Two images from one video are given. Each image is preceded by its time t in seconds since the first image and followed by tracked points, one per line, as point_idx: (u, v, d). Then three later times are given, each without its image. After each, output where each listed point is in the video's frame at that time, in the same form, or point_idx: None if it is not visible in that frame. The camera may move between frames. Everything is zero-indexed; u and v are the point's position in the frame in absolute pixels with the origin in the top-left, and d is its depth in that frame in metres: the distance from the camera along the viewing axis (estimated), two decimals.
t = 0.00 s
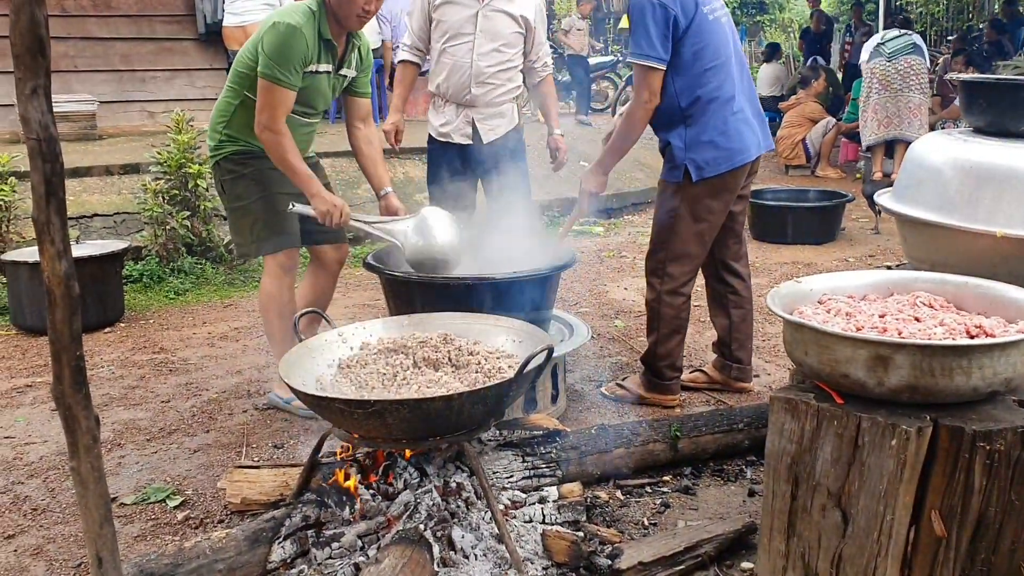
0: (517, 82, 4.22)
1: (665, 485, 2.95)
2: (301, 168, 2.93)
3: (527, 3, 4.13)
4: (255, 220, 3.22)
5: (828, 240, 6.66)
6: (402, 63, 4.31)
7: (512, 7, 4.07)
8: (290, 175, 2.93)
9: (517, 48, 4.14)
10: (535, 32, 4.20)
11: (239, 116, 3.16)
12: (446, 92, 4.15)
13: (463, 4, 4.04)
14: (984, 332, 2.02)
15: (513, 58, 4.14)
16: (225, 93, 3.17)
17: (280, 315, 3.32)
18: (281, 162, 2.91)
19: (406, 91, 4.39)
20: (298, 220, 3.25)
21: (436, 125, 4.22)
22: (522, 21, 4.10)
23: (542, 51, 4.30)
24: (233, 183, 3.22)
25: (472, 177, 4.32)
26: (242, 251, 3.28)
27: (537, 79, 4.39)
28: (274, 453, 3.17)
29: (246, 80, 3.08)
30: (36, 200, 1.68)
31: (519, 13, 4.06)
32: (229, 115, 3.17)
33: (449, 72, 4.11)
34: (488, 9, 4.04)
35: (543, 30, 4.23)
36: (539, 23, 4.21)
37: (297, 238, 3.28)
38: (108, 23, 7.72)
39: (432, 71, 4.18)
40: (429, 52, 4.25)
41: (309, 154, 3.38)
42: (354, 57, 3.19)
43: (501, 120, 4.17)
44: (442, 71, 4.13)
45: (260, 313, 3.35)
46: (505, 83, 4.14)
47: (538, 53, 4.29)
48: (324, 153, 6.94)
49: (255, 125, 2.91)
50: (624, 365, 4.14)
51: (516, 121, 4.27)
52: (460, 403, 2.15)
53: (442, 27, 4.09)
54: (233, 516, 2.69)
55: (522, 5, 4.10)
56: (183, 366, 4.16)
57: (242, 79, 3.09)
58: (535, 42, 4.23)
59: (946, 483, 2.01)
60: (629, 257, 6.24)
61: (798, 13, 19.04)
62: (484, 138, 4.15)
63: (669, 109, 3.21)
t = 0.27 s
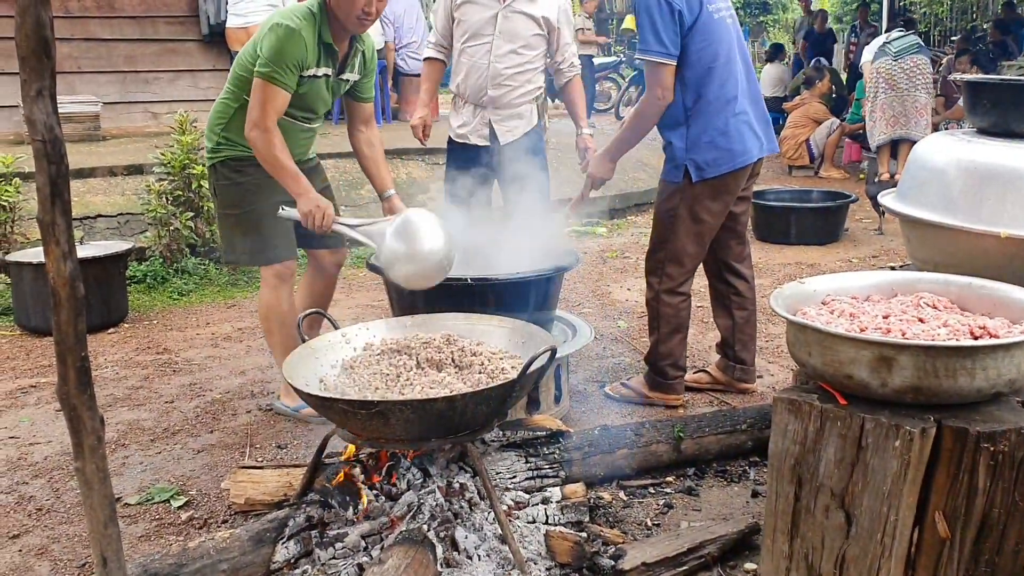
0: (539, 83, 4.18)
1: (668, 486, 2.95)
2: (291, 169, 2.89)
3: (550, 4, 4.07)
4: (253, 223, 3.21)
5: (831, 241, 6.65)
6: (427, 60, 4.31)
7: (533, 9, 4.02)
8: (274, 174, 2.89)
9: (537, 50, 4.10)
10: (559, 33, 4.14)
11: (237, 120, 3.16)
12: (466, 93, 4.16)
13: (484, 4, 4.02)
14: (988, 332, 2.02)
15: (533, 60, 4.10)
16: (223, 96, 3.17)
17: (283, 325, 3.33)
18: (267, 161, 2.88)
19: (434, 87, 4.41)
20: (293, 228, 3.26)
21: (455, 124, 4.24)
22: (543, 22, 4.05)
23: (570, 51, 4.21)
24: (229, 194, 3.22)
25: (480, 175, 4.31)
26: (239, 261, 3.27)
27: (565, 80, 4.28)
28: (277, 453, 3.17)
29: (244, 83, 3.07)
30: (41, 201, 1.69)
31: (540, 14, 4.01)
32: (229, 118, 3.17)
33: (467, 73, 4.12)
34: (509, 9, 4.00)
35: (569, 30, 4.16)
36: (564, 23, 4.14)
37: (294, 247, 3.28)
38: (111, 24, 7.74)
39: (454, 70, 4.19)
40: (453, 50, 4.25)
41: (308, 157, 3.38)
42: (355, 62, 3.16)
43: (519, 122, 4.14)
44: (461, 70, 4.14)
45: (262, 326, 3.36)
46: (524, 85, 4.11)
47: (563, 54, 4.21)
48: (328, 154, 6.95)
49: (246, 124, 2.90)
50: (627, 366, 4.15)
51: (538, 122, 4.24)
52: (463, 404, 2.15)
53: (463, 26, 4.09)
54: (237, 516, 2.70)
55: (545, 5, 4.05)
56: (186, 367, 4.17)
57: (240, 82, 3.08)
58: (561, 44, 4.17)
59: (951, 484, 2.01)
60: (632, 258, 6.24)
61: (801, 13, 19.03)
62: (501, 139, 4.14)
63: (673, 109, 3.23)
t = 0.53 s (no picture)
0: (550, 84, 4.16)
1: (672, 486, 2.94)
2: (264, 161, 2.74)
3: (563, 4, 4.06)
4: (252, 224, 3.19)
5: (834, 241, 6.64)
6: (442, 57, 4.33)
7: (545, 8, 4.01)
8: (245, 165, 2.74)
9: (548, 50, 4.08)
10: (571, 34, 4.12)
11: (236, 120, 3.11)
12: (476, 92, 4.17)
13: (496, 3, 4.03)
14: (993, 332, 2.02)
15: (544, 61, 4.10)
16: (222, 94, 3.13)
17: (285, 333, 3.35)
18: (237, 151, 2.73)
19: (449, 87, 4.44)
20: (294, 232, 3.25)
21: (465, 123, 4.25)
22: (555, 22, 4.03)
23: (583, 53, 4.18)
24: (228, 196, 3.20)
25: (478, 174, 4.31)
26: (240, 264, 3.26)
27: (575, 81, 4.27)
28: (281, 453, 3.17)
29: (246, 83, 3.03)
30: (46, 201, 1.69)
31: (551, 14, 3.99)
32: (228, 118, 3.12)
33: (477, 72, 4.13)
34: (521, 9, 4.00)
35: (582, 31, 4.14)
36: (577, 24, 4.13)
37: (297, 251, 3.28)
38: (114, 25, 7.75)
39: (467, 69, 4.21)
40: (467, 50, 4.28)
41: (307, 159, 3.37)
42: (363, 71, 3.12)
43: (528, 122, 4.14)
44: (473, 69, 4.15)
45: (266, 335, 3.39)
46: (533, 85, 4.10)
47: (575, 55, 4.18)
48: (330, 154, 6.96)
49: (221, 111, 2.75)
50: (630, 366, 4.15)
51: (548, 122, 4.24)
52: (467, 404, 2.15)
53: (476, 26, 4.11)
54: (240, 516, 2.69)
55: (558, 5, 4.04)
56: (190, 367, 4.17)
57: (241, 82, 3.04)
58: (573, 45, 4.14)
59: (956, 484, 2.01)
60: (635, 258, 6.24)
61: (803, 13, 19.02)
62: (509, 139, 4.15)
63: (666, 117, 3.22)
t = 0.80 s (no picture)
0: (556, 84, 4.16)
1: (675, 486, 2.94)
2: (291, 192, 2.71)
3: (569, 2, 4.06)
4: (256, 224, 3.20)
5: (837, 241, 6.64)
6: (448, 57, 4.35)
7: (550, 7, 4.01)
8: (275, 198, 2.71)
9: (554, 49, 4.08)
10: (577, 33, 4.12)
11: (237, 119, 3.08)
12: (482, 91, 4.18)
13: (501, 2, 4.03)
14: (997, 332, 2.01)
15: (549, 60, 4.09)
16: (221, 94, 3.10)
17: (287, 332, 3.33)
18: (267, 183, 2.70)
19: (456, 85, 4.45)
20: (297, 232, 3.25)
21: (471, 122, 4.28)
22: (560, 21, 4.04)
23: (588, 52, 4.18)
24: (230, 197, 3.20)
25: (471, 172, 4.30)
26: (244, 265, 3.27)
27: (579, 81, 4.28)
28: (284, 453, 3.18)
29: (246, 83, 3.00)
30: (48, 201, 1.69)
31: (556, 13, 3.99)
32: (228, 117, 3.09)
33: (483, 70, 4.14)
34: (526, 8, 4.00)
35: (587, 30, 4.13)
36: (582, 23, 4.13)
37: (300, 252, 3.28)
38: (117, 25, 7.75)
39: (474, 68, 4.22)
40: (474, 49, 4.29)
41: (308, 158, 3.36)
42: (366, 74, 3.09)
43: (532, 122, 4.14)
44: (478, 68, 4.16)
45: (268, 335, 3.37)
46: (538, 84, 4.10)
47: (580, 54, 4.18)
48: (333, 155, 6.96)
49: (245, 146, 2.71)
50: (633, 366, 4.14)
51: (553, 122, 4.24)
52: (470, 403, 2.15)
53: (482, 24, 4.12)
54: (243, 515, 2.70)
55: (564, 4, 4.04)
56: (193, 367, 4.17)
57: (242, 84, 3.00)
58: (578, 43, 4.14)
59: (959, 484, 2.00)
60: (637, 258, 6.24)
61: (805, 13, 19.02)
62: (513, 139, 4.15)
63: (656, 121, 3.18)
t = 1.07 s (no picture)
0: (558, 85, 4.16)
1: (675, 488, 2.94)
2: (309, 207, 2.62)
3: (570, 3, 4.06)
4: (257, 228, 3.20)
5: (837, 242, 6.64)
6: (453, 60, 4.41)
7: (551, 8, 4.00)
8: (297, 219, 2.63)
9: (555, 50, 4.08)
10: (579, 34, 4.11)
11: (237, 124, 3.08)
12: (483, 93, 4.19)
13: (503, 4, 4.03)
14: (997, 334, 2.01)
15: (551, 61, 4.10)
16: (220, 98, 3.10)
17: (288, 332, 3.34)
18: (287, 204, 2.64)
19: (458, 87, 4.46)
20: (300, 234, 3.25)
21: (473, 123, 4.28)
22: (562, 22, 4.03)
23: (589, 53, 4.17)
24: (231, 200, 3.20)
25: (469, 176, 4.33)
26: (245, 267, 3.27)
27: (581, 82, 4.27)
28: (285, 454, 3.18)
29: (247, 88, 3.00)
30: (49, 203, 1.70)
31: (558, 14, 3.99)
32: (228, 122, 3.08)
33: (485, 72, 4.12)
34: (527, 9, 3.99)
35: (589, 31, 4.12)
36: (584, 25, 4.13)
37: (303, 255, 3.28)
38: (118, 26, 7.76)
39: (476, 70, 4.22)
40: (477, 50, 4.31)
41: (309, 162, 3.36)
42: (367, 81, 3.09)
43: (534, 124, 4.15)
44: (480, 69, 4.15)
45: (268, 332, 3.37)
46: (539, 86, 4.10)
47: (582, 56, 4.17)
48: (334, 156, 6.96)
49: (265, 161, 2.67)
50: (633, 368, 4.14)
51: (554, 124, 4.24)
52: (471, 406, 2.15)
53: (484, 26, 4.12)
54: (244, 517, 2.70)
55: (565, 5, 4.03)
56: (194, 368, 4.18)
57: (243, 89, 3.01)
58: (579, 45, 4.14)
59: (959, 486, 2.00)
60: (638, 259, 6.24)
61: (806, 14, 19.04)
62: (515, 140, 4.16)
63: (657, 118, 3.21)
